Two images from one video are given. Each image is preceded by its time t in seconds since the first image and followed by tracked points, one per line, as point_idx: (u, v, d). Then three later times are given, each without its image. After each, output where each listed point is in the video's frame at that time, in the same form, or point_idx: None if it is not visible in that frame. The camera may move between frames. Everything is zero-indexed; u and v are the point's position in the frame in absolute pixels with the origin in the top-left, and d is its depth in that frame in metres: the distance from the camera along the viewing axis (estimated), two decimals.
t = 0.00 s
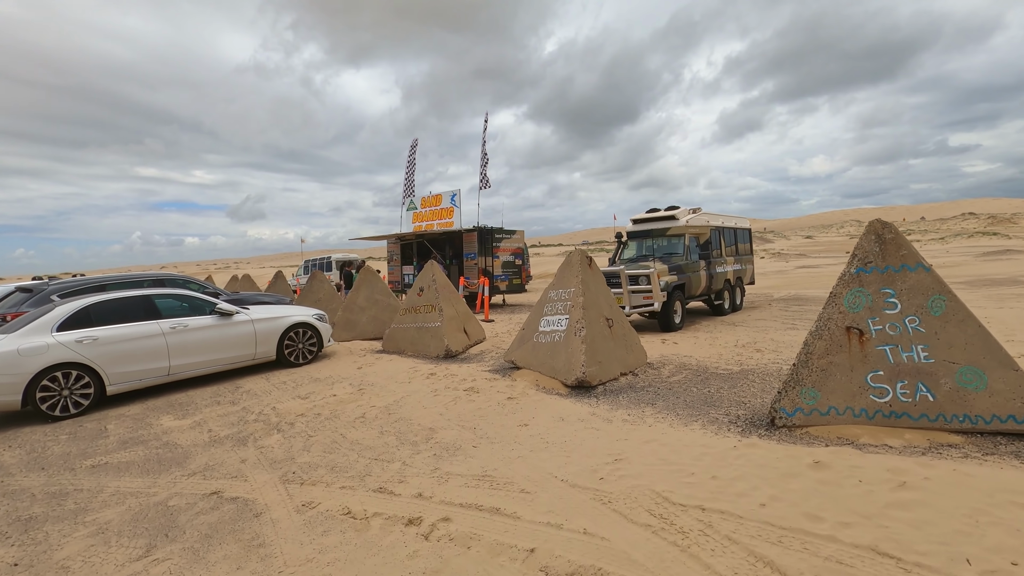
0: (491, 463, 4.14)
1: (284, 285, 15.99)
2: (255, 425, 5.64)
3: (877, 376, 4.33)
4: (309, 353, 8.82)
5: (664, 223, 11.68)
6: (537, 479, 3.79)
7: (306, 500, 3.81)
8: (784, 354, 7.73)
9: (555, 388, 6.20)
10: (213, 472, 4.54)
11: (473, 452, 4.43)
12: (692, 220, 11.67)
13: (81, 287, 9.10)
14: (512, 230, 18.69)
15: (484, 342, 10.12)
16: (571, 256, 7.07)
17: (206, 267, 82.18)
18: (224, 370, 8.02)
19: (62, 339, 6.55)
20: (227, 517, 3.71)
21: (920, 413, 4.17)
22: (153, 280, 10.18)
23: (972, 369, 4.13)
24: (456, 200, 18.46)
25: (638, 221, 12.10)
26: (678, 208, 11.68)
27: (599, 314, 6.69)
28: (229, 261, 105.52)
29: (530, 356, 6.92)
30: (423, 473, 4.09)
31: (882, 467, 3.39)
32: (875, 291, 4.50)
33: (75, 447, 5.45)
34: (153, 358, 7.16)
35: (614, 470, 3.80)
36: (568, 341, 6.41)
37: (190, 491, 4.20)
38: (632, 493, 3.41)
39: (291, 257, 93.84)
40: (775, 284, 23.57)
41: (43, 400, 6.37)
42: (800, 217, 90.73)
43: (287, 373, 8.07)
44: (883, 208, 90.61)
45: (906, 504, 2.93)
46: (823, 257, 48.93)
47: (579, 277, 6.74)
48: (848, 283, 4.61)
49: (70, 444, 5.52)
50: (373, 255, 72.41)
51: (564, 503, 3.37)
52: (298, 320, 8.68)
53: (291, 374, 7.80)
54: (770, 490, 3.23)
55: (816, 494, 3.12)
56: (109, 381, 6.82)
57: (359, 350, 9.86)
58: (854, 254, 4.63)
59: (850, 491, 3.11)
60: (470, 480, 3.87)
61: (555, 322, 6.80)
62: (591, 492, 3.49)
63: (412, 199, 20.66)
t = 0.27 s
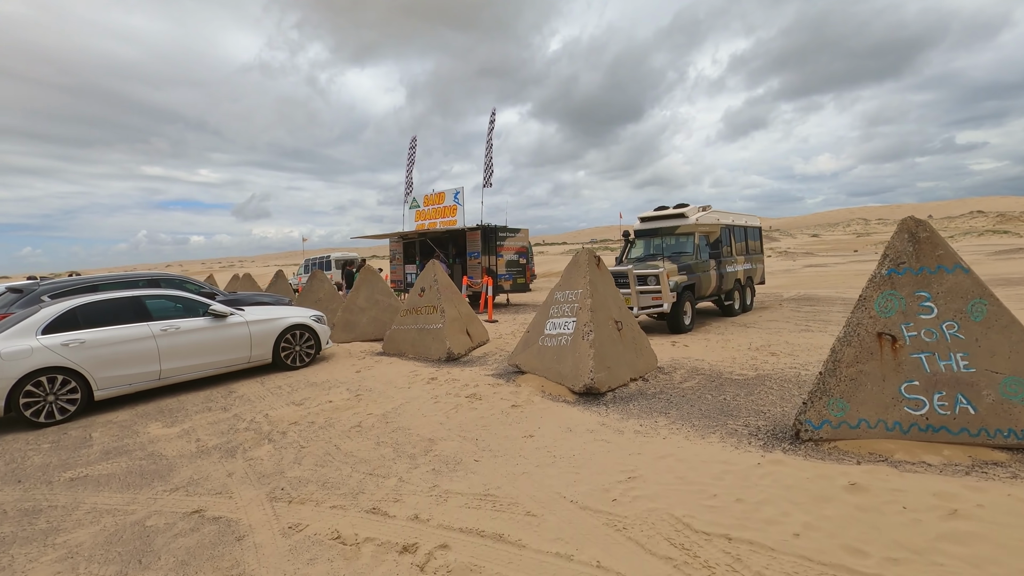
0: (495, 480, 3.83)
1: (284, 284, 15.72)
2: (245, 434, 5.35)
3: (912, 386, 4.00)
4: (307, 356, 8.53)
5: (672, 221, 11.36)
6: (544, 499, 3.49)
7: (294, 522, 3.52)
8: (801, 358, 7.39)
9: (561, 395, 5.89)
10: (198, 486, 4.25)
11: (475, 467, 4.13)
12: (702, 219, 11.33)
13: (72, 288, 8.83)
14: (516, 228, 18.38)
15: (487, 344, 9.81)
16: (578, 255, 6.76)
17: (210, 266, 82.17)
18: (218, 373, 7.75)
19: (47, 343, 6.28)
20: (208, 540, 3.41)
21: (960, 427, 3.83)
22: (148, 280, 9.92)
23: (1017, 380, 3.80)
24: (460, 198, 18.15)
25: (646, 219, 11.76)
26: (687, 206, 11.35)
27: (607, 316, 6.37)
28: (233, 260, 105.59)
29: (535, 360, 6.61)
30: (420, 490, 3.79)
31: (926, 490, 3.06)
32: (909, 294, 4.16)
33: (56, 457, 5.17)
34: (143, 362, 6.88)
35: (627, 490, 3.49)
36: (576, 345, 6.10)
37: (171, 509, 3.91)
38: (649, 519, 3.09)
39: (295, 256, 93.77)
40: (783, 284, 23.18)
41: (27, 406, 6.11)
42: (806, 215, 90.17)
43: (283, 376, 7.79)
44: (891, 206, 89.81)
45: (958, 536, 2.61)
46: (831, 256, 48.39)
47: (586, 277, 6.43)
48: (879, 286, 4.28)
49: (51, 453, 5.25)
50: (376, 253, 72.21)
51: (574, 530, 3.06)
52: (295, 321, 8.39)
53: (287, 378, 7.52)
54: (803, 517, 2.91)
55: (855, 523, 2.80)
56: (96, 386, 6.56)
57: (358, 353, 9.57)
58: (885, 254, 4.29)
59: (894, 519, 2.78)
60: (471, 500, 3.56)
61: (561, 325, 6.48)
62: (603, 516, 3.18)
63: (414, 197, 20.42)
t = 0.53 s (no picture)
0: (505, 498, 3.54)
1: (286, 283, 15.45)
2: (240, 442, 5.08)
3: (958, 395, 3.67)
4: (307, 357, 8.27)
5: (684, 218, 11.03)
6: (560, 520, 3.19)
7: (287, 544, 3.23)
8: (822, 360, 7.07)
9: (573, 400, 5.59)
10: (187, 501, 3.97)
11: (484, 482, 3.83)
12: (715, 215, 10.99)
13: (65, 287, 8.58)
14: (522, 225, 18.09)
15: (493, 344, 9.52)
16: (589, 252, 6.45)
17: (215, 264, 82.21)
18: (215, 376, 7.48)
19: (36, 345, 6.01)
20: (194, 565, 3.13)
21: (1013, 440, 3.50)
22: (145, 279, 9.66)
23: None
24: (464, 195, 17.92)
25: (656, 216, 11.43)
26: (699, 202, 11.02)
27: (620, 317, 6.06)
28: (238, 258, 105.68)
29: (545, 363, 6.32)
30: (424, 509, 3.50)
31: (988, 515, 2.75)
32: (953, 294, 3.83)
33: (41, 466, 4.91)
34: (137, 365, 6.62)
35: (651, 511, 3.19)
36: (588, 348, 5.79)
37: (156, 527, 3.64)
38: (678, 546, 2.79)
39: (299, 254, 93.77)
40: (792, 282, 22.78)
41: (15, 411, 5.85)
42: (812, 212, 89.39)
43: (282, 378, 7.53)
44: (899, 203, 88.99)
45: None
46: (839, 253, 47.86)
47: (598, 276, 6.12)
48: (920, 286, 3.95)
49: (37, 463, 4.99)
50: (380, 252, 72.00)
51: (595, 558, 2.76)
52: (295, 322, 8.12)
53: (286, 381, 7.24)
54: (853, 546, 2.60)
55: (913, 555, 2.49)
56: (87, 390, 6.30)
57: (360, 354, 9.30)
58: (927, 251, 3.96)
59: (958, 551, 2.47)
60: (481, 520, 3.27)
61: (572, 326, 6.18)
62: (627, 542, 2.87)
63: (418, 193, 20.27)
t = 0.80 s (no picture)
0: (514, 521, 3.26)
1: (287, 283, 15.20)
2: (232, 452, 4.81)
3: (1007, 411, 3.35)
4: (306, 361, 8.00)
5: (694, 218, 10.73)
6: (574, 549, 2.90)
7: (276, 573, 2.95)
8: (842, 366, 6.76)
9: (583, 409, 5.30)
10: (171, 520, 3.70)
11: (489, 502, 3.55)
12: (726, 215, 10.69)
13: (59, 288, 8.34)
14: (526, 225, 17.81)
15: (498, 348, 9.24)
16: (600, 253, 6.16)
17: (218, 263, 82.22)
18: (211, 380, 7.23)
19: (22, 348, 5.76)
20: None
21: None
22: (142, 279, 9.42)
23: None
24: (468, 194, 17.65)
25: (666, 216, 11.14)
26: (710, 201, 10.71)
27: (633, 321, 5.78)
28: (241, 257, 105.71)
29: (553, 369, 6.04)
30: (426, 532, 3.22)
31: None
32: (1000, 302, 3.51)
33: (22, 477, 4.65)
34: (128, 368, 6.37)
35: (674, 539, 2.90)
36: (599, 354, 5.51)
37: (137, 549, 3.37)
38: None
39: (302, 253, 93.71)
40: (801, 284, 22.42)
41: None
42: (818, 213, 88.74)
43: (279, 383, 7.26)
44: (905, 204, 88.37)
45: None
46: (846, 254, 47.40)
47: (610, 278, 5.83)
48: (963, 292, 3.63)
49: (18, 473, 4.73)
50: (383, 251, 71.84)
51: None
52: (293, 324, 7.86)
53: (284, 386, 6.98)
54: None
55: None
56: (76, 395, 6.05)
57: (361, 357, 9.04)
58: (970, 254, 3.65)
59: None
60: (487, 547, 2.99)
61: (582, 330, 5.89)
62: None
63: (421, 192, 19.99)
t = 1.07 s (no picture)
0: (516, 549, 2.95)
1: (285, 283, 14.91)
2: (214, 464, 4.50)
3: None
4: (299, 364, 7.70)
5: (703, 219, 10.41)
6: None
7: None
8: (860, 375, 6.44)
9: (590, 420, 4.99)
10: (142, 541, 3.39)
11: (489, 525, 3.24)
12: (735, 216, 10.37)
13: (43, 287, 8.05)
14: (529, 226, 17.51)
15: (499, 351, 8.93)
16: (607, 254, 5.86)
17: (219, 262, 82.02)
18: (199, 384, 6.93)
19: None
20: None
21: None
22: (132, 278, 9.13)
23: None
24: (470, 194, 17.35)
25: (673, 216, 10.81)
26: (719, 202, 10.39)
27: (642, 326, 5.46)
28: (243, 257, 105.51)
29: (558, 376, 5.74)
30: (418, 560, 2.91)
31: None
32: None
33: None
34: (111, 372, 6.07)
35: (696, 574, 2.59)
36: (606, 360, 5.19)
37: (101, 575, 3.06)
38: None
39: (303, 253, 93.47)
40: (807, 287, 22.09)
41: None
42: (822, 215, 88.31)
43: (271, 387, 6.96)
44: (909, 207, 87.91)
45: None
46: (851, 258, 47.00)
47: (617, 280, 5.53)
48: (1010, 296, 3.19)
49: None
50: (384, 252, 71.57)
51: None
52: (286, 326, 7.56)
53: (275, 391, 6.68)
54: None
55: None
56: (55, 400, 5.76)
57: (357, 360, 8.73)
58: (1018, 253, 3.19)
59: None
60: None
61: (588, 335, 5.58)
62: None
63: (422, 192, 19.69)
